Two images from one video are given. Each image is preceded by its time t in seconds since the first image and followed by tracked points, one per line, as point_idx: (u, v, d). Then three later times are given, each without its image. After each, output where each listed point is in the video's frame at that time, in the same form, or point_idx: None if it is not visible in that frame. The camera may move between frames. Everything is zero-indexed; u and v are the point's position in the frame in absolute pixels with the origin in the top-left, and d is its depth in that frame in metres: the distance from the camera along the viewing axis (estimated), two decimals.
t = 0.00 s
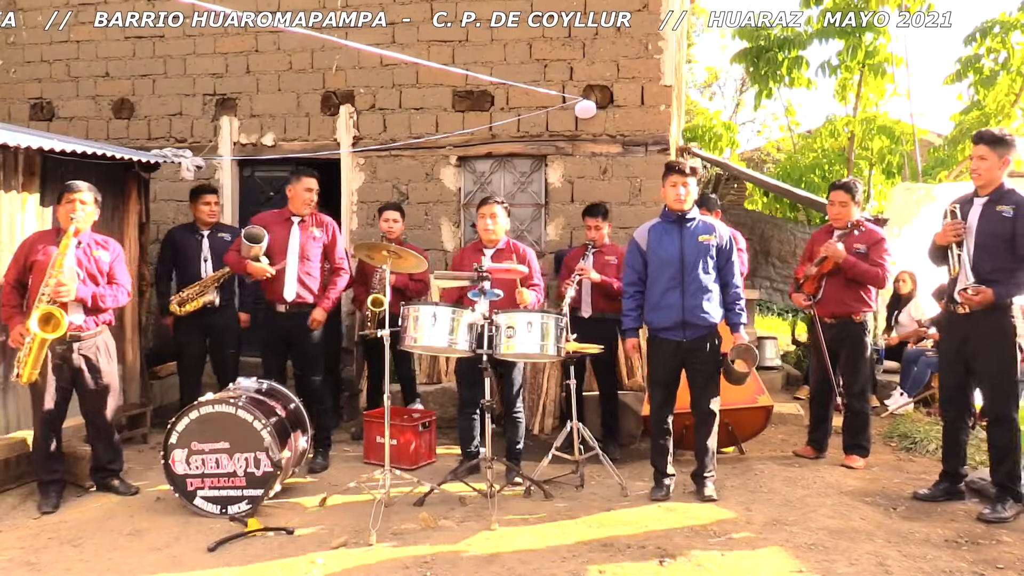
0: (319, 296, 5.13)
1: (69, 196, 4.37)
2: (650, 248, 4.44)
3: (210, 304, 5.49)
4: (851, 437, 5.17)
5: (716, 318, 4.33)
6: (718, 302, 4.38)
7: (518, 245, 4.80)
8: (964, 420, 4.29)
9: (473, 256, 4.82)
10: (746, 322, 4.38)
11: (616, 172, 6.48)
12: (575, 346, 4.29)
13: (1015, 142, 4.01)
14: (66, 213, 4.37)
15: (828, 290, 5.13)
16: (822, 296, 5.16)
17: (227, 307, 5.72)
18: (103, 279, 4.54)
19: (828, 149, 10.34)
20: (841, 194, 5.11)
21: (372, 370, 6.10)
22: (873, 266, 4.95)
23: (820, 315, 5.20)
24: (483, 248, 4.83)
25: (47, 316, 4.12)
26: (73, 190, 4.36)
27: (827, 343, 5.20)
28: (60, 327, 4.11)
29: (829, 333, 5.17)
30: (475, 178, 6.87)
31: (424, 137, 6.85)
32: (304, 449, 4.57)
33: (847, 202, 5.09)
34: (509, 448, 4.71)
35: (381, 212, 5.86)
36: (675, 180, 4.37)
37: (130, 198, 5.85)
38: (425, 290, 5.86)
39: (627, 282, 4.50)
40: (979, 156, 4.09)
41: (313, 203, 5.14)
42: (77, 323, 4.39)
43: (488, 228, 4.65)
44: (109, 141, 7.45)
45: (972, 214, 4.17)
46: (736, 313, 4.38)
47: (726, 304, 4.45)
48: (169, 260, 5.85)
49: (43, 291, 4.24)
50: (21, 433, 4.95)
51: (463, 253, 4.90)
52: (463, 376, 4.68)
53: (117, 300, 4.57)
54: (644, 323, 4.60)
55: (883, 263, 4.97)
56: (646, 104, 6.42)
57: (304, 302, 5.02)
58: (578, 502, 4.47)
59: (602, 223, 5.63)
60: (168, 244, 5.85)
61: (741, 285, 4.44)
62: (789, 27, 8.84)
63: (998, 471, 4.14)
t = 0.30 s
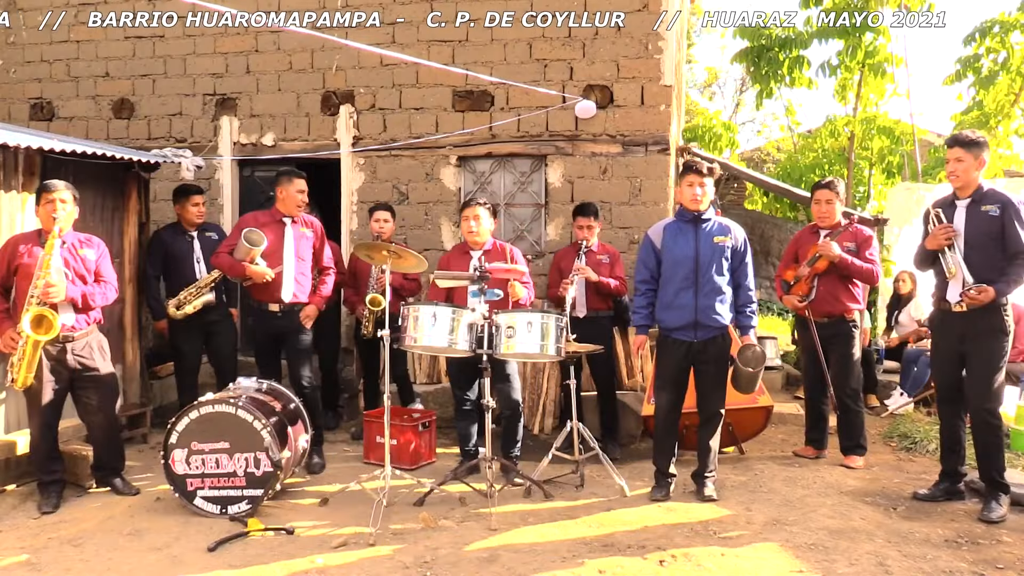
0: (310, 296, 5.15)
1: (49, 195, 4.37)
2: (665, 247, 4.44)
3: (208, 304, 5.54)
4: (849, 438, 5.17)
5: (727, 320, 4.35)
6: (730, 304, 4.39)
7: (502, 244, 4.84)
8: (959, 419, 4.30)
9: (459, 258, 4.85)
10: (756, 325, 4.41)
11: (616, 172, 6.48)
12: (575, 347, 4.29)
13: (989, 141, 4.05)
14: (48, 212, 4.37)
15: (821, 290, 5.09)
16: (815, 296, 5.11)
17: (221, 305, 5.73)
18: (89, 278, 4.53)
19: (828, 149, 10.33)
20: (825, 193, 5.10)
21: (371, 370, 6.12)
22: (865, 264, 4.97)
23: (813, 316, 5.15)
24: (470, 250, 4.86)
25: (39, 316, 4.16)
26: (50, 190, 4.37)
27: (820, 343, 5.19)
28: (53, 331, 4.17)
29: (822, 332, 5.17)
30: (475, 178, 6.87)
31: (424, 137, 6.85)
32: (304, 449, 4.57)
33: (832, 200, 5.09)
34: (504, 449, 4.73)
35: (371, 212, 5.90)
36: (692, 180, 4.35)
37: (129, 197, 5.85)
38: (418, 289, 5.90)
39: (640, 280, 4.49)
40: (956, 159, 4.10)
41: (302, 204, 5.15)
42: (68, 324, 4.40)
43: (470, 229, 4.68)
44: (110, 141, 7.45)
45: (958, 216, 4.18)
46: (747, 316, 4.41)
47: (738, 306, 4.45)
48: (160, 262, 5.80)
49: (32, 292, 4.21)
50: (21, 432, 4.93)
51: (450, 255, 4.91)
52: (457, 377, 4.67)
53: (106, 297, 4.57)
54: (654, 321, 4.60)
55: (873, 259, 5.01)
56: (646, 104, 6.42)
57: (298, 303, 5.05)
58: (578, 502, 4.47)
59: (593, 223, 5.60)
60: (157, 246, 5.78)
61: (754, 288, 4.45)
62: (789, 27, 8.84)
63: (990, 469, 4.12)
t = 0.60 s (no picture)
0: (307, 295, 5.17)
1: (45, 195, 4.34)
2: (675, 247, 4.43)
3: (206, 303, 5.53)
4: (848, 438, 5.16)
5: (734, 321, 4.34)
6: (740, 305, 4.37)
7: (495, 242, 4.86)
8: (961, 419, 4.29)
9: (453, 257, 4.86)
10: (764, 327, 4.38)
11: (616, 172, 6.48)
12: (574, 347, 4.29)
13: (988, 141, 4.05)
14: (43, 212, 4.34)
15: (816, 288, 5.09)
16: (809, 295, 5.11)
17: (219, 305, 5.74)
18: (88, 278, 4.51)
19: (828, 149, 10.34)
20: (817, 192, 5.13)
21: (369, 370, 6.13)
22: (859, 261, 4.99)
23: (808, 315, 5.15)
24: (463, 250, 4.88)
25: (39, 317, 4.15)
26: (46, 190, 4.34)
27: (817, 343, 5.17)
28: (51, 334, 4.18)
29: (817, 331, 5.16)
30: (475, 178, 6.87)
31: (424, 137, 6.85)
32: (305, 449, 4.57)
33: (824, 199, 5.11)
34: (498, 448, 4.76)
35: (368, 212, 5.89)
36: (705, 181, 4.34)
37: (129, 197, 5.86)
38: (416, 289, 5.90)
39: (650, 279, 4.49)
40: (956, 158, 4.09)
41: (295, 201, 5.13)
42: (68, 325, 4.40)
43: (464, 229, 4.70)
44: (109, 141, 7.45)
45: (956, 216, 4.19)
46: (755, 318, 4.33)
47: (746, 308, 4.38)
48: (157, 263, 5.77)
49: (30, 293, 4.19)
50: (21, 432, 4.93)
51: (443, 255, 4.91)
52: (455, 377, 4.67)
53: (105, 296, 4.56)
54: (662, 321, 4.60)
55: (867, 257, 5.03)
56: (646, 104, 6.42)
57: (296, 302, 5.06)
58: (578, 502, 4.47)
59: (593, 223, 5.59)
60: (152, 248, 5.75)
61: (765, 291, 4.40)
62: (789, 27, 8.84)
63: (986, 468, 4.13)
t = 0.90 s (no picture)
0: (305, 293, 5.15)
1: (55, 196, 4.32)
2: (677, 247, 4.44)
3: (205, 304, 5.52)
4: (850, 438, 5.17)
5: (736, 321, 4.34)
6: (740, 306, 4.38)
7: (500, 240, 4.93)
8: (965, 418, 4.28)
9: (455, 258, 4.85)
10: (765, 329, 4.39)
11: (616, 172, 6.48)
12: (575, 347, 4.29)
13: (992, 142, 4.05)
14: (53, 213, 4.33)
15: (817, 288, 5.10)
16: (811, 294, 5.12)
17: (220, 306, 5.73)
18: (95, 279, 4.52)
19: (828, 149, 10.34)
20: (818, 191, 5.16)
21: (370, 370, 6.13)
22: (861, 262, 4.98)
23: (809, 314, 5.16)
24: (466, 250, 4.88)
25: (47, 320, 4.15)
26: (56, 190, 4.32)
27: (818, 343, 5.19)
28: (59, 332, 4.15)
29: (817, 331, 5.17)
30: (475, 178, 6.88)
31: (424, 137, 6.85)
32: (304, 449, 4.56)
33: (824, 198, 5.14)
34: (504, 449, 4.74)
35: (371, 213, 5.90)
36: (708, 181, 4.33)
37: (129, 197, 5.85)
38: (418, 289, 5.90)
39: (652, 279, 4.49)
40: (960, 159, 4.10)
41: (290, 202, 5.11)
42: (74, 325, 4.40)
43: (473, 231, 4.67)
44: (109, 141, 7.45)
45: (961, 218, 4.18)
46: (756, 319, 4.39)
47: (747, 309, 4.42)
48: (157, 263, 5.77)
49: (38, 295, 4.20)
50: (21, 432, 4.92)
51: (444, 254, 4.91)
52: (455, 377, 4.67)
53: (112, 298, 4.57)
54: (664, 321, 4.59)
55: (869, 258, 5.02)
56: (646, 104, 6.42)
57: (296, 302, 5.05)
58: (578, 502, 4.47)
59: (596, 223, 5.59)
60: (152, 248, 5.75)
61: (767, 293, 4.42)
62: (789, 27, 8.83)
63: (991, 470, 4.13)
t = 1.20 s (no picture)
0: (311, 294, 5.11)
1: (78, 196, 4.39)
2: (678, 248, 4.44)
3: (206, 304, 5.51)
4: (852, 438, 5.17)
5: (737, 322, 4.34)
6: (741, 306, 4.37)
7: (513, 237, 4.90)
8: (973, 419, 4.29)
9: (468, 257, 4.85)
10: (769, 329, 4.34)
11: (616, 172, 6.48)
12: (575, 347, 4.30)
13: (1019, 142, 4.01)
14: (74, 213, 4.40)
15: (825, 287, 5.11)
16: (819, 293, 5.14)
17: (224, 308, 5.73)
18: (112, 279, 4.55)
19: (828, 149, 10.35)
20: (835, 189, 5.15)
21: (372, 370, 6.12)
22: (870, 263, 4.95)
23: (817, 313, 5.18)
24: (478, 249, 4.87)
25: (57, 316, 4.18)
26: (78, 190, 4.40)
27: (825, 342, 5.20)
28: (68, 330, 4.17)
29: (824, 331, 5.18)
30: (475, 178, 6.89)
31: (424, 137, 6.85)
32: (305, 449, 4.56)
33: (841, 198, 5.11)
34: (508, 448, 4.73)
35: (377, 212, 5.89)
36: (709, 183, 4.32)
37: (129, 198, 5.84)
38: (422, 290, 5.90)
39: (653, 280, 4.49)
40: (985, 156, 4.08)
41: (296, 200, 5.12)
42: (88, 324, 4.42)
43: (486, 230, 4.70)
44: (109, 141, 7.45)
45: (978, 216, 4.16)
46: (758, 319, 4.34)
47: (749, 309, 4.40)
48: (164, 263, 5.81)
49: (52, 291, 4.23)
50: (22, 432, 4.92)
51: (456, 253, 4.92)
52: (461, 375, 4.68)
53: (126, 299, 4.57)
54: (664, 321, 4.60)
55: (880, 260, 4.97)
56: (646, 104, 6.42)
57: (300, 303, 5.03)
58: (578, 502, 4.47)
59: (607, 223, 5.60)
60: (161, 248, 5.80)
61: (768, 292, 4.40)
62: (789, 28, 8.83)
63: (999, 471, 4.14)
